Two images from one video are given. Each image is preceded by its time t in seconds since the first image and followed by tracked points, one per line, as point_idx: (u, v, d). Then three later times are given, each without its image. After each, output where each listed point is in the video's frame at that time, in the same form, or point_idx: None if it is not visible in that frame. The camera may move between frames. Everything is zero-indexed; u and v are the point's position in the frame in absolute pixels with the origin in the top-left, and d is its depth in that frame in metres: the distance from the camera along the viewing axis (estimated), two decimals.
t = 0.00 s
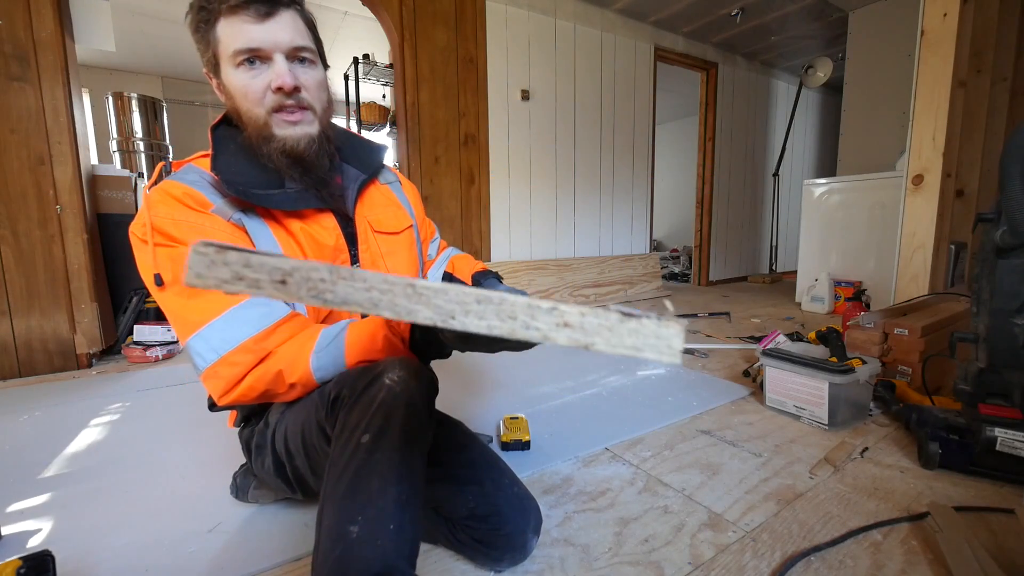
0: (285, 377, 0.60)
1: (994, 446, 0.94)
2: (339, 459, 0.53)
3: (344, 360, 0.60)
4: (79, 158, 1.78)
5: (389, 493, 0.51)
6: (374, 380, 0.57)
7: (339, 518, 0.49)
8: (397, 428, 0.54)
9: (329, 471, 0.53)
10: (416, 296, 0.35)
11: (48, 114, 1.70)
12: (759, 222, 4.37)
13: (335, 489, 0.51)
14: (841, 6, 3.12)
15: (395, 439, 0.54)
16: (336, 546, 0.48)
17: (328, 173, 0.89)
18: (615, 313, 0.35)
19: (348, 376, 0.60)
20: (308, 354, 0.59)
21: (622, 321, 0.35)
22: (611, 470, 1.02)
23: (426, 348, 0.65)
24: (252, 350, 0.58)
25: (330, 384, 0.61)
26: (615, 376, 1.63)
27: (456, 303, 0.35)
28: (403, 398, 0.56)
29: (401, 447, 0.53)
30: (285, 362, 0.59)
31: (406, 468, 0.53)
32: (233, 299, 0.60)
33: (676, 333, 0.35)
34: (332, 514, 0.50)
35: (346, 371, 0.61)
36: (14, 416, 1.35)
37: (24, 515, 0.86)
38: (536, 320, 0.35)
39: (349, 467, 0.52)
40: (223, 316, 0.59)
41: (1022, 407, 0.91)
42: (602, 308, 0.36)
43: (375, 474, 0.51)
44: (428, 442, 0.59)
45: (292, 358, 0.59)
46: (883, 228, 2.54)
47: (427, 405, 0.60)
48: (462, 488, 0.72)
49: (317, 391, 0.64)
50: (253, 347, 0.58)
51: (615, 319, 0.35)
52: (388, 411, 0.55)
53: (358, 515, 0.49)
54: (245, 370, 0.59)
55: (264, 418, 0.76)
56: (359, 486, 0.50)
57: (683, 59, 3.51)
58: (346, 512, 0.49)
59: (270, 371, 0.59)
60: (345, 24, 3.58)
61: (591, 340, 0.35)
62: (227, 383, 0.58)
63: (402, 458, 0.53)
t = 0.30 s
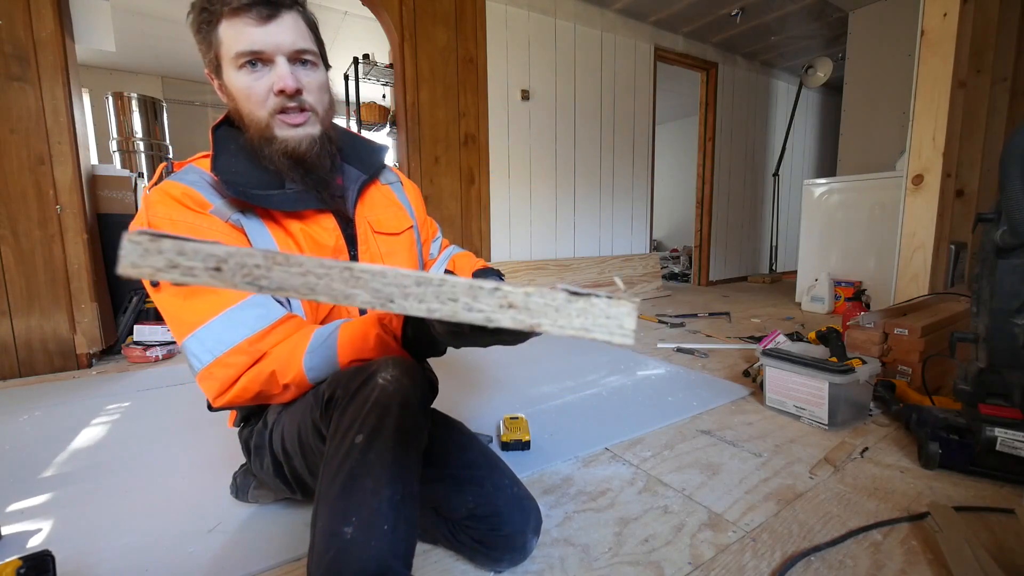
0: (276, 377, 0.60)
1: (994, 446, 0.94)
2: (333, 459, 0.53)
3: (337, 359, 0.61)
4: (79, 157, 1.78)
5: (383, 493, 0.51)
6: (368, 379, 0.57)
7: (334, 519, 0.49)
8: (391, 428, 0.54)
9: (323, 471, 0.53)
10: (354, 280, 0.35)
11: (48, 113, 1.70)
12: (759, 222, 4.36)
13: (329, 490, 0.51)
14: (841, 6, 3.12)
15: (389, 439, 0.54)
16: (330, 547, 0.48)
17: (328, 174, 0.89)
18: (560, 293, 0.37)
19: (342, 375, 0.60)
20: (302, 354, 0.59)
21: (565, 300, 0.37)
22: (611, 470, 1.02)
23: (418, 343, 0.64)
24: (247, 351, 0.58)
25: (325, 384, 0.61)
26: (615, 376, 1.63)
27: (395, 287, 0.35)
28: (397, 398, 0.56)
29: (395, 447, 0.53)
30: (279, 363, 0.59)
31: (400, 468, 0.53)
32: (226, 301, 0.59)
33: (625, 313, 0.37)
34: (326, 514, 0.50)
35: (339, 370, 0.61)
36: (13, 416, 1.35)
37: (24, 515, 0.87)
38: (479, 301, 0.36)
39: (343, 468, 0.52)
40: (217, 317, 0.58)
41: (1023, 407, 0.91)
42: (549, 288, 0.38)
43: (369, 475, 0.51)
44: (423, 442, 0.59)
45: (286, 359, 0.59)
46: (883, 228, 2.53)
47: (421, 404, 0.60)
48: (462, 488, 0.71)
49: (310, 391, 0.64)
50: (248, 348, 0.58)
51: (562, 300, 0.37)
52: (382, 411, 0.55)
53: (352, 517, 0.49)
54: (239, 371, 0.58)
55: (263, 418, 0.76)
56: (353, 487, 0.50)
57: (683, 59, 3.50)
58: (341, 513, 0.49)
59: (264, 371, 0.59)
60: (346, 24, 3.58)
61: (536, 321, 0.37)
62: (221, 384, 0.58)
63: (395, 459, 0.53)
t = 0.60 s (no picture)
0: (276, 377, 0.59)
1: (993, 446, 0.94)
2: (333, 459, 0.53)
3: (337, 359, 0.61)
4: (80, 157, 1.78)
5: (383, 493, 0.51)
6: (368, 379, 0.57)
7: (333, 519, 0.49)
8: (391, 428, 0.54)
9: (323, 471, 0.53)
10: (359, 284, 0.34)
11: (48, 114, 1.70)
12: (759, 222, 4.37)
13: (329, 490, 0.51)
14: (841, 6, 3.12)
15: (389, 438, 0.54)
16: (330, 548, 0.48)
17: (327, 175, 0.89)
18: (566, 294, 0.37)
19: (341, 375, 0.60)
20: (302, 354, 0.59)
21: (571, 300, 0.37)
22: (611, 470, 1.02)
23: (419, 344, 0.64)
24: (247, 351, 0.58)
25: (324, 384, 0.61)
26: (615, 376, 1.63)
27: (401, 291, 0.35)
28: (396, 398, 0.56)
29: (395, 447, 0.53)
30: (279, 363, 0.59)
31: (401, 469, 0.53)
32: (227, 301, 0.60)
33: (629, 313, 0.38)
34: (326, 515, 0.50)
35: (339, 371, 0.61)
36: (13, 416, 1.35)
37: (23, 515, 0.87)
38: (485, 304, 0.36)
39: (343, 468, 0.52)
40: (217, 317, 0.58)
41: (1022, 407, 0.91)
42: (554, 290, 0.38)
43: (369, 475, 0.51)
44: (422, 442, 0.59)
45: (286, 359, 0.59)
46: (884, 227, 2.53)
47: (421, 404, 0.60)
48: (462, 488, 0.71)
49: (310, 392, 0.63)
50: (247, 348, 0.58)
51: (567, 301, 0.37)
52: (383, 410, 0.55)
53: (353, 517, 0.49)
54: (239, 371, 0.58)
55: (263, 418, 0.76)
56: (354, 486, 0.50)
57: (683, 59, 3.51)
58: (341, 513, 0.49)
59: (264, 371, 0.59)
60: (346, 25, 3.59)
61: (544, 323, 0.37)
62: (221, 384, 0.58)
63: (396, 459, 0.53)
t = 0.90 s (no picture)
0: (276, 378, 0.59)
1: (994, 446, 0.94)
2: (335, 459, 0.53)
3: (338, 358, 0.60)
4: (79, 157, 1.78)
5: (385, 493, 0.50)
6: (370, 379, 0.58)
7: (334, 520, 0.49)
8: (393, 428, 0.54)
9: (325, 470, 0.53)
10: (385, 302, 0.35)
11: (48, 114, 1.70)
12: (759, 222, 4.37)
13: (330, 490, 0.51)
14: (841, 6, 3.12)
15: (391, 438, 0.54)
16: (331, 547, 0.47)
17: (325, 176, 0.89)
18: (590, 312, 0.36)
19: (342, 376, 0.60)
20: (302, 354, 0.59)
21: (594, 319, 0.37)
22: (611, 470, 1.02)
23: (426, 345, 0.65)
24: (247, 351, 0.58)
25: (325, 384, 0.61)
26: (615, 376, 1.63)
27: (427, 309, 0.35)
28: (398, 398, 0.56)
29: (397, 446, 0.53)
30: (279, 364, 0.59)
31: (402, 469, 0.53)
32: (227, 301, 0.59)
33: (652, 330, 0.37)
34: (327, 515, 0.50)
35: (340, 371, 0.61)
36: (13, 416, 1.35)
37: (24, 515, 0.86)
38: (510, 322, 0.36)
39: (344, 467, 0.52)
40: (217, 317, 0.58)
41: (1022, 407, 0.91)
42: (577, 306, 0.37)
43: (370, 475, 0.51)
44: (424, 443, 0.59)
45: (286, 359, 0.59)
46: (883, 228, 2.54)
47: (423, 405, 0.60)
48: (463, 489, 0.72)
49: (310, 394, 0.63)
50: (247, 348, 0.58)
51: (591, 318, 0.36)
52: (385, 410, 0.55)
53: (354, 516, 0.49)
54: (239, 372, 0.58)
55: (262, 418, 0.76)
56: (355, 487, 0.50)
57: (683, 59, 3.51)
58: (342, 513, 0.49)
59: (264, 372, 0.59)
60: (346, 25, 3.59)
61: (567, 340, 0.36)
62: (221, 384, 0.58)
63: (397, 459, 0.53)
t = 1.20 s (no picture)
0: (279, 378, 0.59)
1: (994, 446, 0.94)
2: (340, 458, 0.53)
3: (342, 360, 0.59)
4: (79, 157, 1.78)
5: (388, 492, 0.51)
6: (374, 379, 0.58)
7: (338, 520, 0.49)
8: (397, 427, 0.54)
9: (330, 470, 0.53)
10: (450, 325, 0.36)
11: (49, 114, 1.69)
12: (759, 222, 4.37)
13: (334, 490, 0.51)
14: (841, 6, 3.12)
15: (395, 437, 0.54)
16: (336, 546, 0.48)
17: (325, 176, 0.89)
18: (641, 331, 0.36)
19: (348, 377, 0.60)
20: (305, 354, 0.59)
21: (643, 338, 0.37)
22: (611, 470, 1.02)
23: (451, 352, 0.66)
24: (249, 351, 0.58)
25: (330, 385, 0.61)
26: (615, 376, 1.63)
27: (489, 331, 0.36)
28: (402, 398, 0.56)
29: (401, 446, 0.53)
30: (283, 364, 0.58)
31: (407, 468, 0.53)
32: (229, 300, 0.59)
33: (697, 346, 0.36)
34: (331, 516, 0.50)
35: (345, 372, 0.60)
36: (14, 416, 1.35)
37: (24, 514, 0.87)
38: (567, 342, 0.36)
39: (348, 467, 0.52)
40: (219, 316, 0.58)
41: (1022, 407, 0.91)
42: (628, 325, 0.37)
43: (374, 475, 0.51)
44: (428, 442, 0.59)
45: (289, 359, 0.58)
46: (883, 228, 2.54)
47: (427, 405, 0.60)
48: (464, 488, 0.72)
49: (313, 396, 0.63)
50: (250, 348, 0.57)
51: (641, 337, 0.37)
52: (389, 410, 0.55)
53: (357, 515, 0.49)
54: (241, 372, 0.58)
55: (263, 418, 0.76)
56: (358, 486, 0.50)
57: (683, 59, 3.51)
58: (345, 513, 0.49)
59: (267, 373, 0.59)
60: (346, 25, 3.58)
61: (619, 358, 0.37)
62: (224, 385, 0.58)
63: (401, 458, 0.53)
